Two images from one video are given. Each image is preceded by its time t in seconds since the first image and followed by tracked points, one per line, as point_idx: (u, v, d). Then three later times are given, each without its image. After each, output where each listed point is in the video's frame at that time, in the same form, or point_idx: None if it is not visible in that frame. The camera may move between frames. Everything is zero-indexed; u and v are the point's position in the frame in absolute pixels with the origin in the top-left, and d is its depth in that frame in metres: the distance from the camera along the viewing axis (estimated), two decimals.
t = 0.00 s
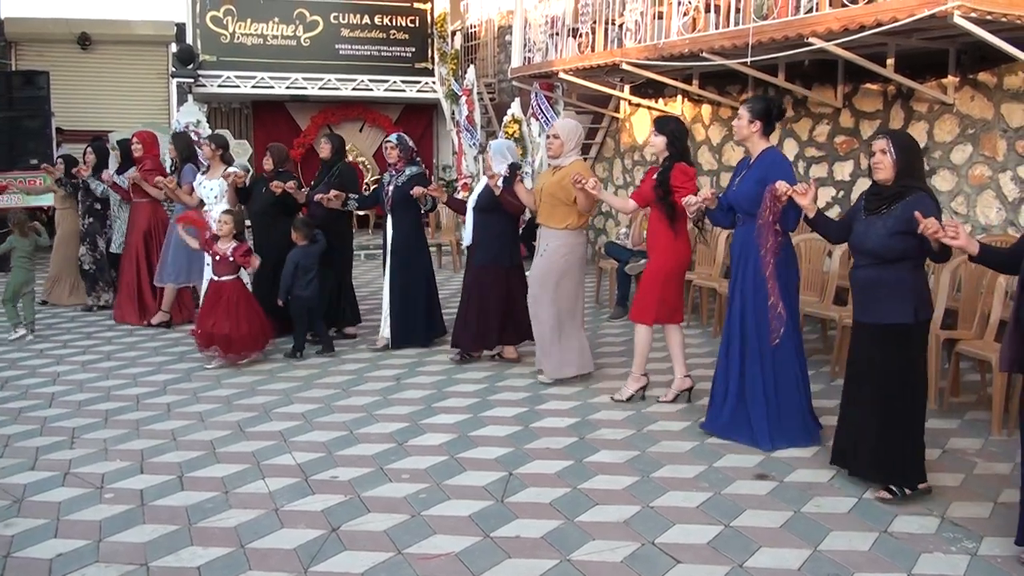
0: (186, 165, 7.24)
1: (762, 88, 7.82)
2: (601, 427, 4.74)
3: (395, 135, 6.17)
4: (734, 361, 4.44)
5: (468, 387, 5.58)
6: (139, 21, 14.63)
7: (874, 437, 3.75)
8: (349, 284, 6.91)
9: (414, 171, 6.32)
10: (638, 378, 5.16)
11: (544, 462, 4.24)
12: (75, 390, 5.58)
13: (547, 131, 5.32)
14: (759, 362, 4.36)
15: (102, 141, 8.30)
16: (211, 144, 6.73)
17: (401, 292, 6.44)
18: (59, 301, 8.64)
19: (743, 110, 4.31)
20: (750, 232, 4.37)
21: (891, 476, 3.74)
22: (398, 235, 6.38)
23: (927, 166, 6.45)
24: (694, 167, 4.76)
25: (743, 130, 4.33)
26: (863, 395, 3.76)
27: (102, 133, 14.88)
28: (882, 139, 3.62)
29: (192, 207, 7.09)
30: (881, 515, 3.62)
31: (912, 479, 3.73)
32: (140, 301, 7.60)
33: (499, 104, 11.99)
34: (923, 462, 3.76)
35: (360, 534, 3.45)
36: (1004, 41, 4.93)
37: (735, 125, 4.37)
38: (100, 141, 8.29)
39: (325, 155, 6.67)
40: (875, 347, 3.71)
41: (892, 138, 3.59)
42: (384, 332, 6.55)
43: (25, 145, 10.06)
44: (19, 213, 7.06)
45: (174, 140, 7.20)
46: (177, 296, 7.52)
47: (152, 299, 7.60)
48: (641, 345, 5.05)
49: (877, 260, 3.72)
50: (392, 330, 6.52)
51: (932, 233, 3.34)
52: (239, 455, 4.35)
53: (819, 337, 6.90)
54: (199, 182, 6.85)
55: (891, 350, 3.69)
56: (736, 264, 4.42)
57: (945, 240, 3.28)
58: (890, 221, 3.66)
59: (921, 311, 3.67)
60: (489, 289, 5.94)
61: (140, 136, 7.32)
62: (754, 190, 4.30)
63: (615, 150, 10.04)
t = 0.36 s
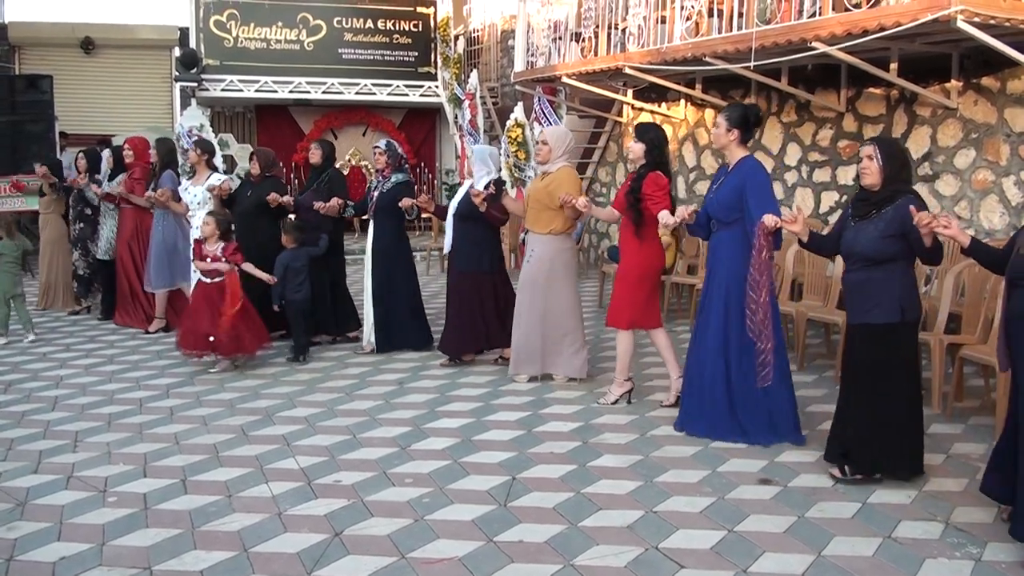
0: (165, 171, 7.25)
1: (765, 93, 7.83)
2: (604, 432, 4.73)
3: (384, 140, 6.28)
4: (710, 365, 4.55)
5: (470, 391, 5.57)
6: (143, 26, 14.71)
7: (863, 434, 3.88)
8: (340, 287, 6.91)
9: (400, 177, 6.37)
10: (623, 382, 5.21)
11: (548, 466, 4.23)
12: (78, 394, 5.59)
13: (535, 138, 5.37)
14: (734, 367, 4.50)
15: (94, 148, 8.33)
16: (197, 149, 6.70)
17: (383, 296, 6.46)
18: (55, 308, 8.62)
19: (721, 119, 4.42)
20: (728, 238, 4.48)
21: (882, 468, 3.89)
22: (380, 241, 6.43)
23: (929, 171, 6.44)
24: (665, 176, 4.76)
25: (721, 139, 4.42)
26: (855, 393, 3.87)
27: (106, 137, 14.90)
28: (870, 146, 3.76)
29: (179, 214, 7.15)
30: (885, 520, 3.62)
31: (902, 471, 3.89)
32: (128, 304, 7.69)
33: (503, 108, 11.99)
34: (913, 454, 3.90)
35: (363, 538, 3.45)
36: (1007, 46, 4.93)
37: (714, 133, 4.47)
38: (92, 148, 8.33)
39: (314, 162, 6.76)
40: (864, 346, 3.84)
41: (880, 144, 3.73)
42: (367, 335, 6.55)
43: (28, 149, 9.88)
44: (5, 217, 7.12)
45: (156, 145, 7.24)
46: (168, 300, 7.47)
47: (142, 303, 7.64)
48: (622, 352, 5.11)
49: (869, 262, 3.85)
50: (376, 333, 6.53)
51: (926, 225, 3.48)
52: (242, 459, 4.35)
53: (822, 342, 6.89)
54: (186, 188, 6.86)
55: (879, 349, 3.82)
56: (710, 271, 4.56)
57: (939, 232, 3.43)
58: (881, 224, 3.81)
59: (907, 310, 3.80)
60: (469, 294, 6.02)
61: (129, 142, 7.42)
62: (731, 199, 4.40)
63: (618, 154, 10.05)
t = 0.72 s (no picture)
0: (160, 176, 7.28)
1: (771, 97, 7.83)
2: (610, 436, 4.73)
3: (376, 143, 6.27)
4: (710, 371, 4.50)
5: (476, 394, 5.57)
6: (149, 30, 14.69)
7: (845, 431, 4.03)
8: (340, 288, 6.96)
9: (393, 180, 6.36)
10: (629, 385, 5.22)
11: (553, 470, 4.23)
12: (84, 397, 5.61)
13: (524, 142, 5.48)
14: (738, 372, 4.45)
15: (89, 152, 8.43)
16: (189, 152, 6.76)
17: (379, 298, 6.46)
18: (52, 312, 8.60)
19: (705, 121, 4.42)
20: (716, 240, 4.46)
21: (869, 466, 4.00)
22: (373, 243, 6.40)
23: (933, 175, 6.42)
24: (655, 179, 4.87)
25: (705, 141, 4.43)
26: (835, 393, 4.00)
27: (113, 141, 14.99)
28: (847, 153, 3.83)
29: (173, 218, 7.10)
30: (891, 525, 3.61)
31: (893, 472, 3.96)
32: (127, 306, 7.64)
33: (509, 112, 11.99)
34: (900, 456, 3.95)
35: (368, 542, 3.45)
36: (1011, 49, 4.92)
37: (698, 136, 4.48)
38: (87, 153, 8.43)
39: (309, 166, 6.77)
40: (845, 348, 3.95)
41: (856, 151, 3.81)
42: (365, 339, 6.60)
43: (35, 154, 9.90)
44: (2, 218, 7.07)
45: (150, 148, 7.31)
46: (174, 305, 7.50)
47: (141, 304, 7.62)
48: (626, 354, 5.14)
49: (848, 267, 3.92)
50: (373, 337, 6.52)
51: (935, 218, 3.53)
52: (248, 462, 4.36)
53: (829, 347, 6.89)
54: (180, 193, 6.88)
55: (859, 352, 3.93)
56: (705, 276, 4.50)
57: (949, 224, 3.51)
58: (860, 228, 3.87)
59: (886, 315, 3.89)
60: (463, 296, 6.04)
61: (125, 145, 7.56)
62: (722, 201, 4.39)
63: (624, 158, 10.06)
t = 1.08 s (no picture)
0: (166, 178, 7.38)
1: (776, 101, 7.81)
2: (615, 439, 4.73)
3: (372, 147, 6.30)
4: (719, 384, 4.50)
5: (480, 398, 5.57)
6: (154, 34, 14.72)
7: (825, 430, 4.04)
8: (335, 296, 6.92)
9: (390, 181, 6.40)
10: (634, 388, 5.21)
11: (558, 473, 4.23)
12: (90, 399, 5.62)
13: (521, 143, 5.48)
14: (742, 382, 4.51)
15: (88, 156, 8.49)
16: (188, 157, 6.76)
17: (377, 300, 6.48)
18: (56, 313, 8.70)
19: (697, 125, 4.48)
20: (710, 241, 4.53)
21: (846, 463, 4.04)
22: (372, 245, 6.41)
23: (939, 179, 6.41)
24: (658, 182, 5.08)
25: (698, 144, 4.50)
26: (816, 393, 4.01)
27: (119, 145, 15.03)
28: (826, 151, 3.85)
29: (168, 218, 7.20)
30: (896, 529, 3.60)
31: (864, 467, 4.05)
32: (134, 307, 7.68)
33: (513, 116, 12.02)
34: (870, 450, 4.05)
35: (373, 544, 3.45)
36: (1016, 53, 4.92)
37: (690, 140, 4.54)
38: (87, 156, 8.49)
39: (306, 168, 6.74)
40: (824, 346, 3.98)
41: (835, 150, 3.83)
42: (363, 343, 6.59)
43: (41, 157, 9.91)
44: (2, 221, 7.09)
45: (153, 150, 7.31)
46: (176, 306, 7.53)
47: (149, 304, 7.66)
48: (628, 353, 5.10)
49: (823, 266, 3.95)
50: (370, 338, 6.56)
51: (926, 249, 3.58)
52: (253, 465, 4.37)
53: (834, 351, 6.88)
54: (176, 196, 6.92)
55: (839, 348, 3.97)
56: (703, 271, 4.54)
57: (939, 256, 3.56)
58: (839, 228, 3.89)
59: (865, 313, 3.95)
60: (462, 299, 6.07)
61: (130, 148, 7.47)
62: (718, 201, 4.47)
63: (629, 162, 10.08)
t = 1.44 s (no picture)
0: (171, 180, 7.33)
1: (782, 103, 7.80)
2: (621, 442, 4.72)
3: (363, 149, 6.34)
4: (712, 377, 4.56)
5: (486, 400, 5.57)
6: (161, 38, 14.78)
7: (816, 428, 4.08)
8: (330, 294, 6.91)
9: (382, 185, 6.43)
10: (629, 383, 5.31)
11: (564, 476, 4.23)
12: (96, 402, 5.63)
13: (519, 146, 5.46)
14: (737, 375, 4.57)
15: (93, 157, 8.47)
16: (188, 159, 6.84)
17: (375, 302, 6.57)
18: (61, 316, 8.66)
19: (686, 131, 4.56)
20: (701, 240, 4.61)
21: (831, 462, 4.09)
22: (367, 248, 6.50)
23: (945, 181, 6.39)
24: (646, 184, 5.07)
25: (689, 148, 4.58)
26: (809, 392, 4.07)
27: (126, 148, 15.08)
28: (817, 153, 3.89)
29: (166, 217, 7.20)
30: (902, 532, 3.59)
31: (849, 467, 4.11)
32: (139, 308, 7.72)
33: (519, 119, 12.03)
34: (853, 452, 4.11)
35: (378, 546, 3.46)
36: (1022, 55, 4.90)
37: (681, 144, 4.62)
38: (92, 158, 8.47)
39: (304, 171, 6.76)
40: (817, 347, 4.02)
41: (826, 151, 3.86)
42: (361, 342, 6.67)
43: (49, 161, 9.95)
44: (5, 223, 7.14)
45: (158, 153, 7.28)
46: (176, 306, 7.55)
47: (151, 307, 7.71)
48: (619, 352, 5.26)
49: (818, 267, 3.97)
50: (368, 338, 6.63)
51: (903, 251, 3.61)
52: (259, 467, 4.38)
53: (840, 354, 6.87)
54: (176, 197, 6.95)
55: (831, 350, 4.00)
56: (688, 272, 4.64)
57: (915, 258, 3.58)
58: (830, 230, 3.91)
59: (861, 312, 3.99)
60: (457, 298, 6.15)
61: (136, 151, 7.56)
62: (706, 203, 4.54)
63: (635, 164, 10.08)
